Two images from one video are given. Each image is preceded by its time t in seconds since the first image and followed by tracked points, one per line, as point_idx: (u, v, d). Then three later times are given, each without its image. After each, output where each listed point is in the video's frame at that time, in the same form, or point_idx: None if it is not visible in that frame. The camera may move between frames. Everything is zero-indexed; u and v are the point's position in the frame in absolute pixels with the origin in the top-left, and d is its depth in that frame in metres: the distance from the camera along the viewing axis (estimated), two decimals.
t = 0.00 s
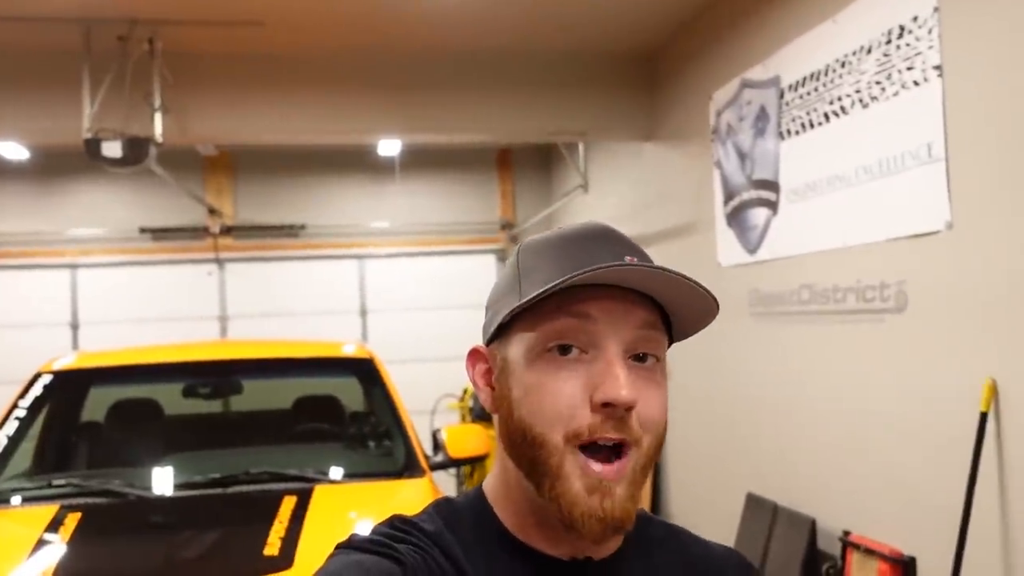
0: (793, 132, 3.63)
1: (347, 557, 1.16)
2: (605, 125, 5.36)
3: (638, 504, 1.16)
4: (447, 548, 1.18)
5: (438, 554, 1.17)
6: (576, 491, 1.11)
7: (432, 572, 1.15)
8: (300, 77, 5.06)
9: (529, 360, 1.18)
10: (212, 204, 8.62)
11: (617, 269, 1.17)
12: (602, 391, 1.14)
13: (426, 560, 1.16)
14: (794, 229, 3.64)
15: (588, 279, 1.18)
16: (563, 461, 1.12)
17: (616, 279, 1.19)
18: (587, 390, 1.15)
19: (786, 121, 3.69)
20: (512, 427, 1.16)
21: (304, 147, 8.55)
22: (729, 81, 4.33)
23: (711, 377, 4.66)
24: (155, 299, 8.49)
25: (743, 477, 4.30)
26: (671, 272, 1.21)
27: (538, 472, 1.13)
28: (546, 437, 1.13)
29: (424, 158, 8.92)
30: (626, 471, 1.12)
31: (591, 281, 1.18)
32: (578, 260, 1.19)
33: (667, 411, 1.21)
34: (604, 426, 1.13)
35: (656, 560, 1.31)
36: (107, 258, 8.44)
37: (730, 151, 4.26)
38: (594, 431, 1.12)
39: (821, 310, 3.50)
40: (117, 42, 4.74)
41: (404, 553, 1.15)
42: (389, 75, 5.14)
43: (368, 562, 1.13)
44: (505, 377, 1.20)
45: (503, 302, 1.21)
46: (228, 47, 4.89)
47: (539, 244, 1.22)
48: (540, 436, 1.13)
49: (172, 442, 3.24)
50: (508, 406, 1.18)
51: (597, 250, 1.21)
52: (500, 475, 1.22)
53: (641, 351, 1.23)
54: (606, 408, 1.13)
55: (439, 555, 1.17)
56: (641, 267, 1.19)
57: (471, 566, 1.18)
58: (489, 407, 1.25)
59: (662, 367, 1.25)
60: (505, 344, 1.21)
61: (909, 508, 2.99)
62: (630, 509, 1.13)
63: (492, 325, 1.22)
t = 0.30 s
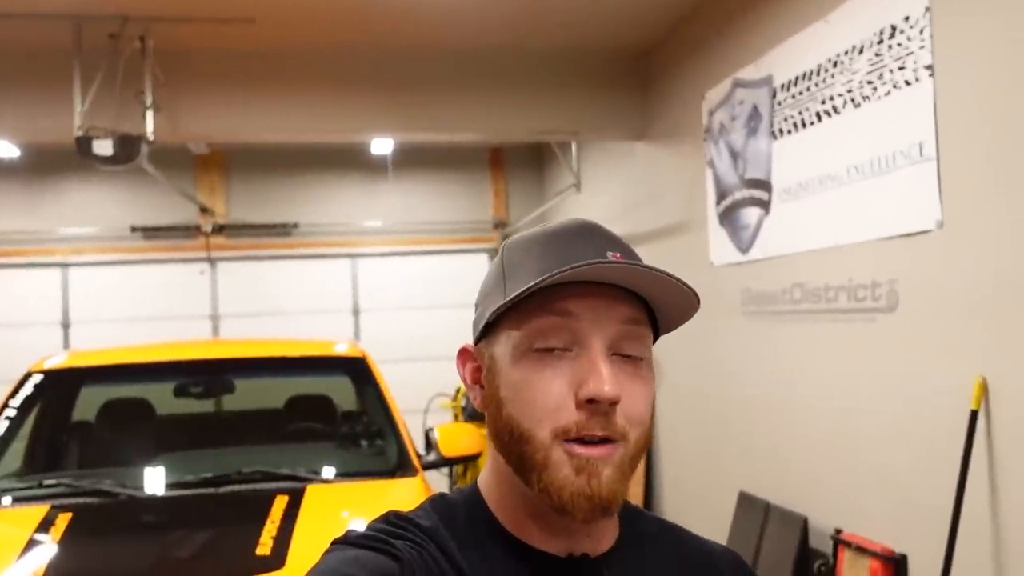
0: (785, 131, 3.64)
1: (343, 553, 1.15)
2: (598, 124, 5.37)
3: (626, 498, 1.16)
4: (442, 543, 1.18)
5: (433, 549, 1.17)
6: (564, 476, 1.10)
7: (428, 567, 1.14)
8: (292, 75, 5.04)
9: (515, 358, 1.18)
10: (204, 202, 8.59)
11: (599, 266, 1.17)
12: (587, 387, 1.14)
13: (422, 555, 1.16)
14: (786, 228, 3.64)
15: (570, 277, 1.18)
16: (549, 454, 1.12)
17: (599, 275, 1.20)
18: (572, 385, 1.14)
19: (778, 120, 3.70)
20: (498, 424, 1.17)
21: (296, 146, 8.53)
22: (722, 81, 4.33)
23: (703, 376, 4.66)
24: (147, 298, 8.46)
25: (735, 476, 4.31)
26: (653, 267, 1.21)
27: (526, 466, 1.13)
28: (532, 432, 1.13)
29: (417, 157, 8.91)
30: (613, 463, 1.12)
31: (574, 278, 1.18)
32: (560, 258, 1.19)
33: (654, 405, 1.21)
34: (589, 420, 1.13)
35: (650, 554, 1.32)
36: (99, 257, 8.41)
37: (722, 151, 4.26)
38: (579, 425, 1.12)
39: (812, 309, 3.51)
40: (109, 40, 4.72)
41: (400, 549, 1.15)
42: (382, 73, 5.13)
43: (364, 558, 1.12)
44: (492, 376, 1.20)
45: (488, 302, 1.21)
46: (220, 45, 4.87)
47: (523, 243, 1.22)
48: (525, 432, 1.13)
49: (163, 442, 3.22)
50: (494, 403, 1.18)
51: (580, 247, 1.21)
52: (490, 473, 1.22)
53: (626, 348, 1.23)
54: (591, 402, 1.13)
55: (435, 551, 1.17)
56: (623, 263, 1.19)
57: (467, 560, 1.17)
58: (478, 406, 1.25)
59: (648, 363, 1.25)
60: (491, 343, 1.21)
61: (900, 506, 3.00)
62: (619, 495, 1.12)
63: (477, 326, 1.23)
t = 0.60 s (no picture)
0: (781, 128, 3.64)
1: (331, 550, 1.15)
2: (594, 122, 5.37)
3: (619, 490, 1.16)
4: (432, 540, 1.18)
5: (423, 546, 1.17)
6: (555, 465, 1.11)
7: (416, 564, 1.15)
8: (289, 74, 5.04)
9: (512, 347, 1.18)
10: (203, 202, 8.59)
11: (599, 256, 1.17)
12: (581, 378, 1.14)
13: (411, 552, 1.16)
14: (784, 225, 3.64)
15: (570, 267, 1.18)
16: (540, 442, 1.12)
17: (598, 267, 1.19)
18: (567, 375, 1.15)
19: (774, 117, 3.69)
20: (493, 412, 1.17)
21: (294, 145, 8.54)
22: (718, 79, 4.33)
23: (701, 374, 4.67)
24: (146, 298, 8.47)
25: (733, 474, 4.31)
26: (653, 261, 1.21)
27: (518, 455, 1.14)
28: (525, 420, 1.13)
29: (415, 156, 8.91)
30: (605, 454, 1.12)
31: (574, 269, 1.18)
32: (561, 248, 1.19)
33: (650, 399, 1.21)
34: (582, 410, 1.13)
35: (646, 552, 1.32)
36: (98, 257, 8.41)
37: (719, 148, 4.26)
38: (571, 415, 1.13)
39: (809, 306, 3.51)
40: (105, 40, 4.72)
41: (389, 546, 1.15)
42: (380, 72, 5.13)
43: (352, 555, 1.12)
44: (489, 364, 1.20)
45: (487, 291, 1.22)
46: (215, 44, 4.87)
47: (526, 234, 1.23)
48: (519, 420, 1.14)
49: (161, 441, 3.22)
50: (490, 391, 1.19)
51: (582, 238, 1.21)
52: (485, 462, 1.22)
53: (624, 341, 1.22)
54: (585, 393, 1.13)
55: (424, 548, 1.17)
56: (624, 255, 1.18)
57: (456, 558, 1.17)
58: (474, 396, 1.26)
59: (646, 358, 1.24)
60: (490, 332, 1.22)
61: (897, 504, 3.00)
62: (610, 488, 1.13)
63: (477, 315, 1.23)
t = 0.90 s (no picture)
0: (800, 126, 3.61)
1: (340, 547, 1.16)
2: (612, 121, 5.36)
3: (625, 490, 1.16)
4: (440, 537, 1.18)
5: (431, 544, 1.17)
6: (562, 466, 1.11)
7: (425, 560, 1.14)
8: (307, 74, 5.07)
9: (520, 346, 1.18)
10: (222, 201, 8.65)
11: (607, 257, 1.17)
12: (588, 378, 1.14)
13: (419, 549, 1.16)
14: (802, 223, 3.61)
15: (578, 267, 1.17)
16: (548, 442, 1.12)
17: (606, 267, 1.19)
18: (574, 375, 1.15)
19: (793, 115, 3.67)
20: (500, 410, 1.17)
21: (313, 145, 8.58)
22: (737, 76, 4.30)
23: (719, 374, 4.65)
24: (167, 297, 8.53)
25: (752, 474, 4.28)
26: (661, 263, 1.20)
27: (525, 454, 1.14)
28: (532, 420, 1.13)
29: (433, 155, 8.93)
30: (611, 454, 1.12)
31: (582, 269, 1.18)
32: (569, 249, 1.19)
33: (657, 400, 1.21)
34: (589, 410, 1.13)
35: (654, 543, 1.32)
36: (119, 256, 8.49)
37: (737, 147, 4.23)
38: (578, 414, 1.12)
39: (828, 306, 3.48)
40: (125, 41, 4.76)
41: (397, 543, 1.15)
42: (397, 72, 5.14)
43: (360, 552, 1.13)
44: (497, 362, 1.20)
45: (497, 289, 1.21)
46: (233, 44, 4.90)
47: (535, 233, 1.23)
48: (526, 419, 1.13)
49: (180, 439, 3.24)
50: (498, 390, 1.19)
51: (591, 238, 1.21)
52: (493, 460, 1.22)
53: (632, 342, 1.22)
54: (591, 393, 1.13)
55: (432, 545, 1.17)
56: (632, 257, 1.18)
57: (465, 555, 1.17)
58: (482, 393, 1.26)
59: (653, 359, 1.24)
60: (498, 330, 1.21)
61: (917, 505, 2.97)
62: (616, 489, 1.13)
63: (486, 312, 1.23)
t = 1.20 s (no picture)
0: (824, 125, 3.57)
1: (350, 552, 1.15)
2: (633, 120, 5.33)
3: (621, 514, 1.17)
4: (451, 543, 1.17)
5: (441, 550, 1.16)
6: (553, 491, 1.12)
7: (435, 566, 1.13)
8: (328, 75, 5.07)
9: (523, 363, 1.19)
10: (244, 202, 8.70)
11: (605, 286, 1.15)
12: (584, 403, 1.14)
13: (430, 555, 1.14)
14: (826, 223, 3.57)
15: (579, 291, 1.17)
16: (541, 464, 1.14)
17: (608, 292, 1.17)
18: (570, 399, 1.15)
19: (816, 114, 3.62)
20: (500, 424, 1.19)
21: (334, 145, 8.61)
22: (759, 74, 4.26)
23: (741, 376, 4.61)
24: (189, 296, 8.58)
25: (774, 476, 4.24)
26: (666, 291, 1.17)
27: (521, 471, 1.16)
28: (526, 441, 1.15)
29: (453, 155, 8.93)
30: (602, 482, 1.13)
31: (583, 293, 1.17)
32: (572, 270, 1.18)
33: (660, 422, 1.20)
34: (582, 437, 1.13)
35: (663, 552, 1.31)
36: (142, 256, 8.55)
37: (760, 146, 4.19)
38: (571, 441, 1.13)
39: (852, 307, 3.44)
40: (148, 42, 4.79)
41: (407, 548, 1.14)
42: (418, 72, 5.13)
43: (370, 557, 1.12)
44: (503, 372, 1.22)
45: (505, 301, 1.22)
46: (254, 45, 4.92)
47: (545, 248, 1.21)
48: (521, 439, 1.15)
49: (201, 438, 3.25)
50: (501, 403, 1.20)
51: (597, 259, 1.19)
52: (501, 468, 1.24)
53: (637, 364, 1.21)
54: (585, 420, 1.13)
55: (443, 551, 1.16)
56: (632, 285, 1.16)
57: (475, 562, 1.17)
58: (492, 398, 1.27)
59: (661, 380, 1.22)
60: (507, 340, 1.22)
61: (943, 509, 2.92)
62: (609, 516, 1.13)
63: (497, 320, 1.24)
